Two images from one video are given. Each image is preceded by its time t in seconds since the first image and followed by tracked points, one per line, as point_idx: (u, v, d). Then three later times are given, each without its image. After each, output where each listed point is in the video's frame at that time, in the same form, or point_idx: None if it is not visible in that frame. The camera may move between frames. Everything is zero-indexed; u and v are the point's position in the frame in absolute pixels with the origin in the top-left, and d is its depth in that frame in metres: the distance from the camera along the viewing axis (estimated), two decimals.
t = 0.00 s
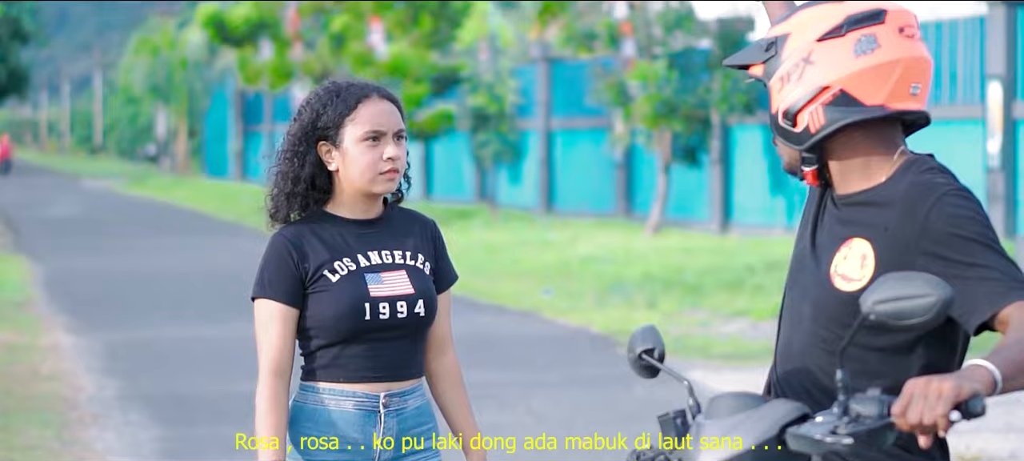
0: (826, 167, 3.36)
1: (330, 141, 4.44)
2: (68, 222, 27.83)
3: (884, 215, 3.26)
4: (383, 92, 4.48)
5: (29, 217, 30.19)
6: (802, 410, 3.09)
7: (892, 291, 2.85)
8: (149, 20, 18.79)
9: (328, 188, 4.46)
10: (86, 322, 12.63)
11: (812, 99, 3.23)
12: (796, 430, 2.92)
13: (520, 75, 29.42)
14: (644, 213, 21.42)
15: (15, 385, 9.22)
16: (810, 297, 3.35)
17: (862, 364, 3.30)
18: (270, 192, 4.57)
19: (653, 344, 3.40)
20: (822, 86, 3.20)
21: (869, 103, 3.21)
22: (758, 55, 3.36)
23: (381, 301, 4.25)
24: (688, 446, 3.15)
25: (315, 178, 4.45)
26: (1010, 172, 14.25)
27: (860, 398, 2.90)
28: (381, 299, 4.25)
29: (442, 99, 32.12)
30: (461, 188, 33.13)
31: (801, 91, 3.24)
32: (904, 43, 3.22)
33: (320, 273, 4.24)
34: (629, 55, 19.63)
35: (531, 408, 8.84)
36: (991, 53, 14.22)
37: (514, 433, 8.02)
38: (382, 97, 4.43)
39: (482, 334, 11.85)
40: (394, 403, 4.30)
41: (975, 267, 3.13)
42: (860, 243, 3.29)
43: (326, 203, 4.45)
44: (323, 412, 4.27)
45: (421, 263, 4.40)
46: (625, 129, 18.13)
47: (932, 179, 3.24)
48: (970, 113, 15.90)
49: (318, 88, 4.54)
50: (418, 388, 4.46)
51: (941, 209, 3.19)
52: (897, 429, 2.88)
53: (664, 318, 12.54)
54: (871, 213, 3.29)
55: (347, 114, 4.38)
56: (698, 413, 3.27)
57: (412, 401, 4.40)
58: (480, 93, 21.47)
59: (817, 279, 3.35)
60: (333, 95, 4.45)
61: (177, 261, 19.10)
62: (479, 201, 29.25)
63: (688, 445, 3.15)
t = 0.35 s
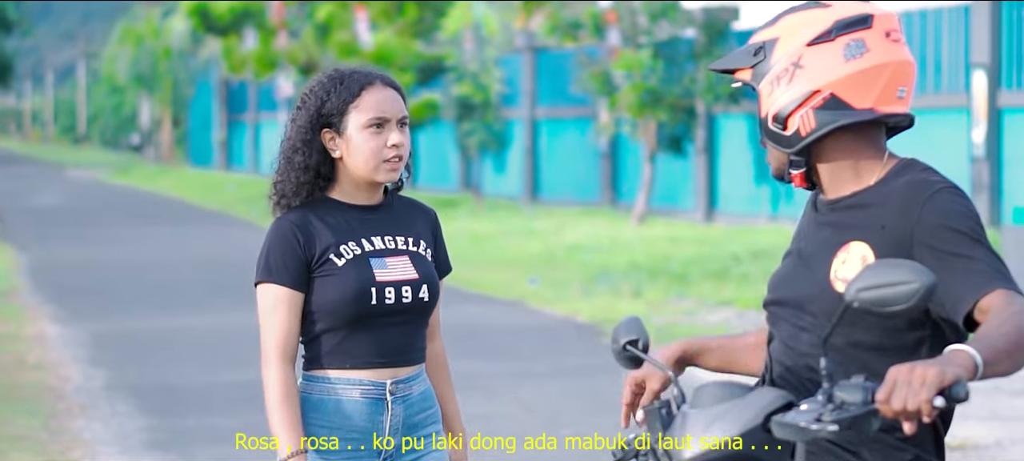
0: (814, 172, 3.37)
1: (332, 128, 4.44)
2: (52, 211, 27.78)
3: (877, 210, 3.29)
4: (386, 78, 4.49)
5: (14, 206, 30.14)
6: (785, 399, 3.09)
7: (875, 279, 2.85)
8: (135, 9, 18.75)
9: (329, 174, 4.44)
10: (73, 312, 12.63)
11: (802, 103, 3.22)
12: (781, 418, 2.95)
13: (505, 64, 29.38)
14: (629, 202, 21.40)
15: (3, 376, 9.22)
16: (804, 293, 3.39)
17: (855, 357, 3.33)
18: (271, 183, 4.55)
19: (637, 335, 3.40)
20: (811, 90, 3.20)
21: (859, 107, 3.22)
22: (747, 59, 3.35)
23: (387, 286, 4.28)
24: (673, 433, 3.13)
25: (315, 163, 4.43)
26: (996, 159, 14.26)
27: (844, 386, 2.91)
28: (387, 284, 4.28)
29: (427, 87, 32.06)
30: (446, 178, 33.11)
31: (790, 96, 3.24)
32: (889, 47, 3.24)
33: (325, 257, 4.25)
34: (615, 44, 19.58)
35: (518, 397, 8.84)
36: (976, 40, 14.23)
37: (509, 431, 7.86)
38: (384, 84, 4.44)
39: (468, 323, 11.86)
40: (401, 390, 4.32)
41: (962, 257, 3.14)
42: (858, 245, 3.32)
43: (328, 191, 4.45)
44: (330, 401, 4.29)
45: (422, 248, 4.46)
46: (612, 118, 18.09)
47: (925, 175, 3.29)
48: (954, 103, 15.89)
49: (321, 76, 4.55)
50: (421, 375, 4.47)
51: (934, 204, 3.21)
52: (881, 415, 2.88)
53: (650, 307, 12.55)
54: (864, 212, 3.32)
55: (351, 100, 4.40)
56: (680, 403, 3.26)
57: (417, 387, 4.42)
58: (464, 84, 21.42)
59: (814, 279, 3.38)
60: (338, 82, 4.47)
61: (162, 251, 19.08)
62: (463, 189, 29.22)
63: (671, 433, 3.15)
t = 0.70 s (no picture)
0: (809, 183, 3.41)
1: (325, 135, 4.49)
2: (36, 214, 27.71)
3: (874, 220, 3.33)
4: (376, 85, 4.53)
5: None
6: (770, 408, 3.08)
7: (858, 286, 2.84)
8: (120, 13, 18.71)
9: (323, 178, 4.48)
10: (58, 317, 12.61)
11: (796, 115, 3.29)
12: (767, 426, 2.92)
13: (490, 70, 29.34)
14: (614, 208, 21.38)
15: None
16: (792, 304, 3.41)
17: (854, 368, 3.31)
18: (263, 189, 4.59)
19: (618, 344, 3.39)
20: (804, 102, 3.27)
21: (851, 117, 3.28)
22: (739, 74, 3.42)
23: (375, 293, 4.30)
24: (661, 443, 3.11)
25: (304, 169, 4.47)
26: (981, 165, 14.27)
27: (829, 393, 2.89)
28: (376, 291, 4.30)
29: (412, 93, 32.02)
30: (431, 183, 33.07)
31: (785, 107, 3.30)
32: (880, 59, 3.30)
33: (314, 265, 4.29)
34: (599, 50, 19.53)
35: (507, 403, 8.83)
36: (961, 46, 14.24)
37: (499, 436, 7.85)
38: (376, 91, 4.49)
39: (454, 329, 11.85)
40: (394, 398, 4.35)
41: (941, 264, 3.16)
42: (857, 256, 3.32)
43: (319, 199, 4.49)
44: (322, 410, 4.30)
45: (414, 256, 4.45)
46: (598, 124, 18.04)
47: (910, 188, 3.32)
48: (941, 107, 15.88)
49: (313, 85, 4.59)
50: (414, 381, 4.50)
51: (924, 215, 3.23)
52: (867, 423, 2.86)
53: (637, 313, 12.55)
54: (865, 219, 3.36)
55: (343, 108, 4.45)
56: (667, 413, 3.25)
57: (409, 395, 4.43)
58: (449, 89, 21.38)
59: (807, 291, 3.40)
60: (332, 91, 4.51)
61: (147, 256, 19.04)
62: (448, 196, 29.20)
63: (657, 443, 3.12)
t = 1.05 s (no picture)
0: (782, 176, 3.41)
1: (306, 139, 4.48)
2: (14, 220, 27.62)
3: (845, 218, 3.30)
4: (358, 92, 4.53)
5: None
6: (772, 413, 3.07)
7: (863, 291, 2.83)
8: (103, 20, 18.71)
9: (306, 182, 4.47)
10: (42, 323, 12.57)
11: (763, 110, 3.24)
12: (768, 432, 2.92)
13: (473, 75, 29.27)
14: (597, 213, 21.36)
15: None
16: (765, 298, 3.39)
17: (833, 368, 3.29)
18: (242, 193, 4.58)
19: (620, 347, 3.38)
20: (771, 98, 3.21)
21: (816, 115, 3.20)
22: (717, 69, 3.37)
23: (357, 299, 4.29)
24: (663, 447, 3.10)
25: (286, 175, 4.45)
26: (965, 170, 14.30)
27: (831, 399, 2.89)
28: (357, 298, 4.29)
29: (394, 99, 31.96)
30: (414, 188, 33.03)
31: (755, 100, 3.25)
32: (856, 60, 3.22)
33: (295, 272, 4.27)
34: (582, 53, 19.49)
35: (491, 408, 8.82)
36: (944, 52, 14.26)
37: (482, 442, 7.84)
38: (358, 99, 4.49)
39: (437, 333, 11.83)
40: (377, 406, 4.33)
41: (923, 261, 3.15)
42: (826, 249, 3.30)
43: (298, 205, 4.48)
44: (306, 419, 4.29)
45: (395, 261, 4.45)
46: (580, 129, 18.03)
47: (885, 184, 3.30)
48: (922, 112, 15.85)
49: (294, 91, 4.58)
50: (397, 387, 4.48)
51: (900, 210, 3.22)
52: (869, 429, 2.86)
53: (619, 318, 12.53)
54: (837, 208, 3.33)
55: (326, 115, 4.44)
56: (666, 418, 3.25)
57: (392, 402, 4.42)
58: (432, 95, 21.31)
59: (777, 287, 3.37)
60: (313, 97, 4.49)
61: (129, 262, 19.00)
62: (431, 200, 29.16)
63: (659, 447, 3.11)
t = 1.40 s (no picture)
0: (754, 175, 3.30)
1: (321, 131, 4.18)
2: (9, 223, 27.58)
3: (814, 224, 3.16)
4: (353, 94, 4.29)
5: None
6: (752, 410, 3.05)
7: (842, 286, 2.81)
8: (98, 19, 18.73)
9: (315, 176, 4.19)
10: (35, 325, 12.53)
11: (729, 111, 3.14)
12: (749, 428, 2.90)
13: (467, 74, 29.22)
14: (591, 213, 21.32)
15: None
16: (743, 300, 3.22)
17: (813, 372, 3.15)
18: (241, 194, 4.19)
19: (604, 345, 3.36)
20: (738, 99, 3.11)
21: (785, 116, 3.11)
22: (682, 65, 3.24)
23: (359, 304, 4.11)
24: (644, 444, 3.08)
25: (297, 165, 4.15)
26: (955, 168, 14.38)
27: (813, 394, 2.86)
28: (359, 301, 4.11)
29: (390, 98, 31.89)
30: (409, 189, 32.98)
31: (721, 100, 3.14)
32: (823, 55, 3.12)
33: (299, 275, 4.05)
34: (576, 53, 19.43)
35: (483, 409, 8.80)
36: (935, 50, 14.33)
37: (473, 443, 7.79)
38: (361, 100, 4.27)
39: (430, 334, 11.79)
40: (370, 404, 4.21)
41: (913, 287, 3.03)
42: (794, 257, 3.16)
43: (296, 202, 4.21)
44: (303, 421, 4.12)
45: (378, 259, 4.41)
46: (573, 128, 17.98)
47: (864, 185, 3.16)
48: (916, 110, 15.80)
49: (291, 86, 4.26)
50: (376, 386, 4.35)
51: (881, 227, 3.08)
52: (851, 426, 2.84)
53: (612, 318, 12.49)
54: (804, 224, 3.18)
55: (342, 109, 4.20)
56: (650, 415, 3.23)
57: (377, 399, 4.28)
58: (426, 95, 21.27)
59: (749, 286, 3.22)
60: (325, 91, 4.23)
61: (125, 263, 18.97)
62: (425, 202, 29.13)
63: (641, 446, 3.09)
